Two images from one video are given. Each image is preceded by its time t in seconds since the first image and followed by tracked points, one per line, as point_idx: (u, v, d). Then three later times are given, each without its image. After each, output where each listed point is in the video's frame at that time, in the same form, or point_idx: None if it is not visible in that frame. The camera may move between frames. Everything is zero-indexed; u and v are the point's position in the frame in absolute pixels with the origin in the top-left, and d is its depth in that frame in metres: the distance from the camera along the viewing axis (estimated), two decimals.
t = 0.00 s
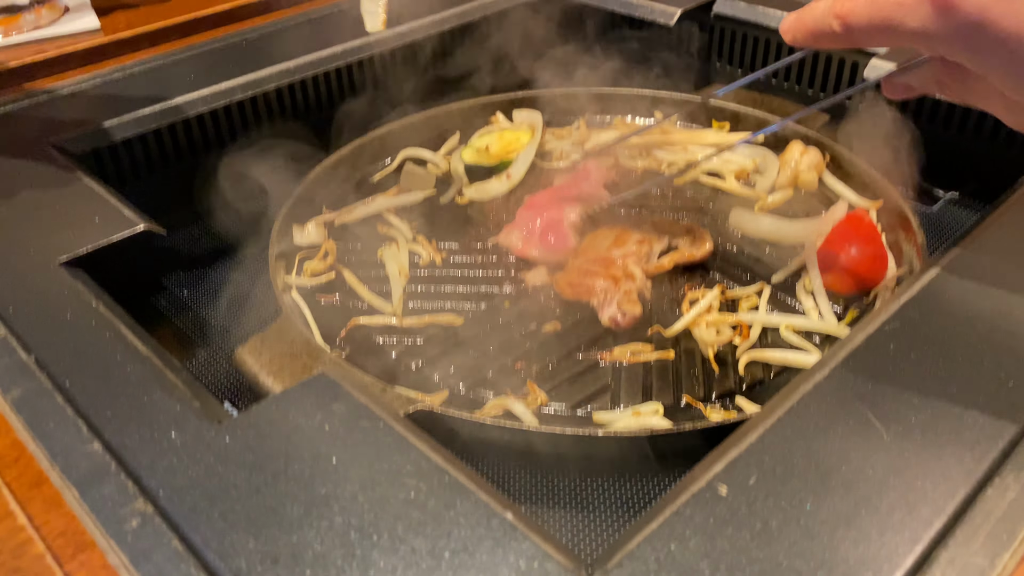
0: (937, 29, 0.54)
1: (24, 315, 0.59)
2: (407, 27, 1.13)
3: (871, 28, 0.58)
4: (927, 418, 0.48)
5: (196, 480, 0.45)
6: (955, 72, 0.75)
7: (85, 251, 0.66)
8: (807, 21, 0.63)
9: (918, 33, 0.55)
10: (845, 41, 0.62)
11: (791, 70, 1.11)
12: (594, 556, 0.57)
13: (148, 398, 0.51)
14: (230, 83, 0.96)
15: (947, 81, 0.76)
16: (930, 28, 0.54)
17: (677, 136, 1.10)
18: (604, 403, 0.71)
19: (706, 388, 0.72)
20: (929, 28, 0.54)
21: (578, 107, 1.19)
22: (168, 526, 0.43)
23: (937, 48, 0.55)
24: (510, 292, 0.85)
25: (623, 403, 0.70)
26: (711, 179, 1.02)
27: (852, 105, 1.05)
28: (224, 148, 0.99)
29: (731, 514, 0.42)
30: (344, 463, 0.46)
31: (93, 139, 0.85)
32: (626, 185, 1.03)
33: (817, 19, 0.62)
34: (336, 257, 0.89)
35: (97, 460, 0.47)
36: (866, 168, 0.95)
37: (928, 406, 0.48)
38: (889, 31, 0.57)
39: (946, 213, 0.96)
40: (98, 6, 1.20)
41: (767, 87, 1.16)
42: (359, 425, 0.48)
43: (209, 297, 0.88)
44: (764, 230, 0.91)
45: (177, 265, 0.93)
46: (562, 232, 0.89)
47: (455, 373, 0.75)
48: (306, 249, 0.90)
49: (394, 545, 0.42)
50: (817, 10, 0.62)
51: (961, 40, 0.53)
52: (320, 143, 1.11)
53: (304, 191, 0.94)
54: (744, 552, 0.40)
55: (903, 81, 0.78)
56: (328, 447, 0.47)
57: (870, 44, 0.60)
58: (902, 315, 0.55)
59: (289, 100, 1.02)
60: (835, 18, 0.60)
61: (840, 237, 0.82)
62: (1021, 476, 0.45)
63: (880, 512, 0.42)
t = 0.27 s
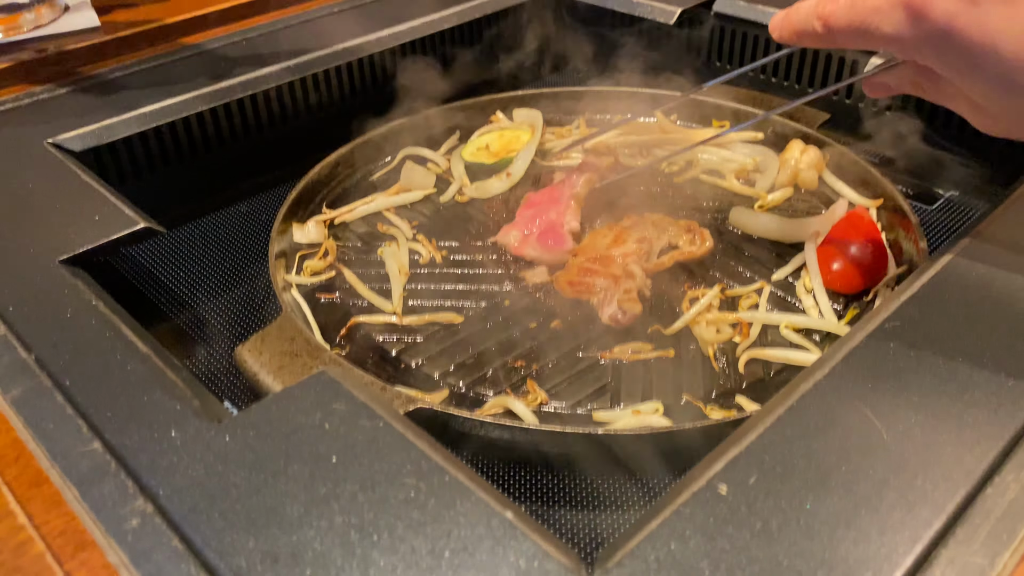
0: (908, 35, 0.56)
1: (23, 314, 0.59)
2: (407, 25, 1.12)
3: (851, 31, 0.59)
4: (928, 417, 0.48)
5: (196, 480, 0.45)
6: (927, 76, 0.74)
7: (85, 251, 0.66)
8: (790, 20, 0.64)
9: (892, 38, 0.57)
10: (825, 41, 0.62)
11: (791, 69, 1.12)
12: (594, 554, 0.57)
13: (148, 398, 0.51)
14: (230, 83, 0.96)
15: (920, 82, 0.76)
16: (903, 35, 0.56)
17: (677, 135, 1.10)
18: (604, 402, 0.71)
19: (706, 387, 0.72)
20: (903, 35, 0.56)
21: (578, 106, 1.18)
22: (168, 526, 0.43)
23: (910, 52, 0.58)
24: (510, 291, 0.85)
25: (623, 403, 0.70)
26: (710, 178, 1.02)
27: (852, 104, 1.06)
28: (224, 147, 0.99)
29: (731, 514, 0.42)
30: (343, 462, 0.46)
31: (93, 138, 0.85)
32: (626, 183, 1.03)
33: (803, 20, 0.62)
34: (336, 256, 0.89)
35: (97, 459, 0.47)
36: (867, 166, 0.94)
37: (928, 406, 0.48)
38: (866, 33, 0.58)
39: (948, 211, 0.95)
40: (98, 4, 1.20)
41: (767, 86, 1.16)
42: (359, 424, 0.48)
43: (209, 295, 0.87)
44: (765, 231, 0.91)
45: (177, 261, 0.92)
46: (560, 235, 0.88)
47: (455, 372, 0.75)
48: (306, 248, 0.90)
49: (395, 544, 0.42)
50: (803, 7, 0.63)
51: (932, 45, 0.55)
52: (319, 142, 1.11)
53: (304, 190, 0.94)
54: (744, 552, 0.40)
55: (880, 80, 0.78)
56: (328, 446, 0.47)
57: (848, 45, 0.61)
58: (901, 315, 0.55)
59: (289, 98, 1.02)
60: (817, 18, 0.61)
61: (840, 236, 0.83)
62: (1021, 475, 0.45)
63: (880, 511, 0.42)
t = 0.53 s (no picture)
0: (958, 44, 0.55)
1: (23, 315, 0.59)
2: (408, 26, 1.12)
3: (892, 41, 0.58)
4: (927, 417, 0.48)
5: (196, 481, 0.45)
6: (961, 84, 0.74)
7: (85, 251, 0.66)
8: (812, 30, 0.62)
9: (939, 48, 0.57)
10: (856, 50, 0.61)
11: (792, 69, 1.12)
12: (593, 555, 0.57)
13: (148, 399, 0.51)
14: (230, 83, 0.95)
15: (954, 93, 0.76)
16: (951, 43, 0.56)
17: (677, 136, 1.10)
18: (604, 402, 0.71)
19: (706, 388, 0.72)
20: (950, 45, 0.56)
21: (578, 107, 1.18)
22: (168, 526, 0.43)
23: (957, 60, 0.58)
24: (510, 291, 0.85)
25: (623, 403, 0.70)
26: (710, 179, 1.02)
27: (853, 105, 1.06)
28: (223, 147, 0.99)
29: (731, 515, 0.42)
30: (343, 463, 0.46)
31: (92, 139, 0.85)
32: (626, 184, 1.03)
33: (832, 30, 0.60)
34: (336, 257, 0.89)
35: (97, 460, 0.47)
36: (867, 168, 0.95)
37: (927, 406, 0.48)
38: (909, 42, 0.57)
39: (947, 213, 0.95)
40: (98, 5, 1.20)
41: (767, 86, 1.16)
42: (359, 425, 0.48)
43: (209, 295, 0.87)
44: (766, 232, 0.91)
45: (178, 263, 0.92)
46: (559, 237, 0.89)
47: (455, 373, 0.75)
48: (306, 249, 0.91)
49: (395, 545, 0.42)
50: (828, 18, 0.60)
51: (982, 53, 0.55)
52: (320, 143, 1.11)
53: (304, 190, 0.94)
54: (744, 553, 0.40)
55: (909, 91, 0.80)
56: (328, 447, 0.47)
57: (882, 53, 0.60)
58: (901, 315, 0.55)
59: (289, 99, 1.02)
60: (849, 28, 0.59)
61: (840, 237, 0.82)
62: (1021, 476, 0.45)
63: (879, 512, 0.42)
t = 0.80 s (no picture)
0: (871, 72, 0.56)
1: (24, 315, 0.59)
2: (408, 26, 1.12)
3: (812, 66, 0.59)
4: (928, 417, 0.48)
5: (196, 480, 0.45)
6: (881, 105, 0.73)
7: (85, 251, 0.66)
8: (744, 51, 0.62)
9: (853, 76, 0.57)
10: (781, 75, 0.62)
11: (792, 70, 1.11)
12: (594, 555, 0.57)
13: (148, 398, 0.51)
14: (231, 84, 0.96)
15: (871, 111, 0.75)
16: (865, 71, 0.56)
17: (677, 137, 1.10)
18: (604, 402, 0.71)
19: (706, 388, 0.72)
20: (864, 72, 0.57)
21: (578, 107, 1.19)
22: (168, 526, 0.43)
23: (867, 88, 0.58)
24: (510, 291, 0.85)
25: (623, 403, 0.70)
26: (710, 179, 1.03)
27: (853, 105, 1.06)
28: (224, 148, 0.99)
29: (731, 514, 0.42)
30: (344, 463, 0.46)
31: (93, 139, 0.85)
32: (626, 184, 1.03)
33: (758, 53, 0.61)
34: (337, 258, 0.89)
35: (97, 459, 0.47)
36: (867, 167, 0.95)
37: (928, 406, 0.48)
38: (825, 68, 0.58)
39: (946, 213, 0.95)
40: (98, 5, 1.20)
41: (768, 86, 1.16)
42: (359, 425, 0.48)
43: (209, 295, 0.87)
44: (765, 233, 0.91)
45: (178, 263, 0.92)
46: (528, 228, 0.89)
47: (455, 373, 0.75)
48: (307, 249, 0.91)
49: (395, 545, 0.42)
50: (756, 41, 0.61)
51: (893, 82, 0.56)
52: (320, 143, 1.11)
53: (304, 190, 0.94)
54: (744, 552, 0.40)
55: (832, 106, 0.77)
56: (328, 446, 0.47)
57: (802, 77, 0.61)
58: (901, 315, 0.55)
59: (289, 100, 1.02)
60: (775, 51, 0.60)
61: (842, 235, 0.81)
62: (1021, 476, 0.45)
63: (880, 512, 0.42)
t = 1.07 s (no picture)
0: (939, 44, 0.54)
1: (23, 314, 0.59)
2: (408, 25, 1.12)
3: (869, 40, 0.57)
4: (927, 416, 0.48)
5: (195, 480, 0.45)
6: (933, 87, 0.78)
7: (84, 250, 0.66)
8: (788, 31, 0.61)
9: (919, 48, 0.55)
10: (832, 52, 0.61)
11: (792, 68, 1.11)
12: (594, 554, 0.57)
13: (148, 398, 0.51)
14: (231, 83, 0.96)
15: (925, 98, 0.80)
16: (932, 44, 0.54)
17: (676, 135, 1.10)
18: (604, 402, 0.71)
19: (706, 387, 0.72)
20: (933, 44, 0.54)
21: (578, 106, 1.18)
22: (168, 525, 0.43)
23: (938, 62, 0.56)
24: (510, 290, 0.85)
25: (623, 402, 0.70)
26: (711, 179, 1.02)
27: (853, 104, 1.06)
28: (223, 147, 0.99)
29: (731, 514, 0.42)
30: (344, 462, 0.46)
31: (92, 138, 0.85)
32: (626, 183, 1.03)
33: (804, 30, 0.60)
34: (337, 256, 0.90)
35: (97, 459, 0.47)
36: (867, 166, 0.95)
37: (928, 405, 0.48)
38: (884, 43, 0.56)
39: (947, 212, 0.94)
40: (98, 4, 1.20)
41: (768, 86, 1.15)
42: (359, 424, 0.48)
43: (209, 295, 0.87)
44: (766, 232, 0.91)
45: (177, 261, 0.92)
46: (527, 236, 0.87)
47: (455, 372, 0.75)
48: (306, 248, 0.91)
49: (395, 544, 0.42)
50: (802, 19, 0.60)
51: (964, 54, 0.54)
52: (320, 142, 1.11)
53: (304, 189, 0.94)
54: (744, 552, 0.40)
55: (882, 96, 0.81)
56: (328, 446, 0.47)
57: (857, 54, 0.59)
58: (901, 315, 0.55)
59: (289, 99, 1.02)
60: (825, 29, 0.59)
61: (839, 237, 0.81)
62: (1021, 475, 0.45)
63: (880, 511, 0.42)
